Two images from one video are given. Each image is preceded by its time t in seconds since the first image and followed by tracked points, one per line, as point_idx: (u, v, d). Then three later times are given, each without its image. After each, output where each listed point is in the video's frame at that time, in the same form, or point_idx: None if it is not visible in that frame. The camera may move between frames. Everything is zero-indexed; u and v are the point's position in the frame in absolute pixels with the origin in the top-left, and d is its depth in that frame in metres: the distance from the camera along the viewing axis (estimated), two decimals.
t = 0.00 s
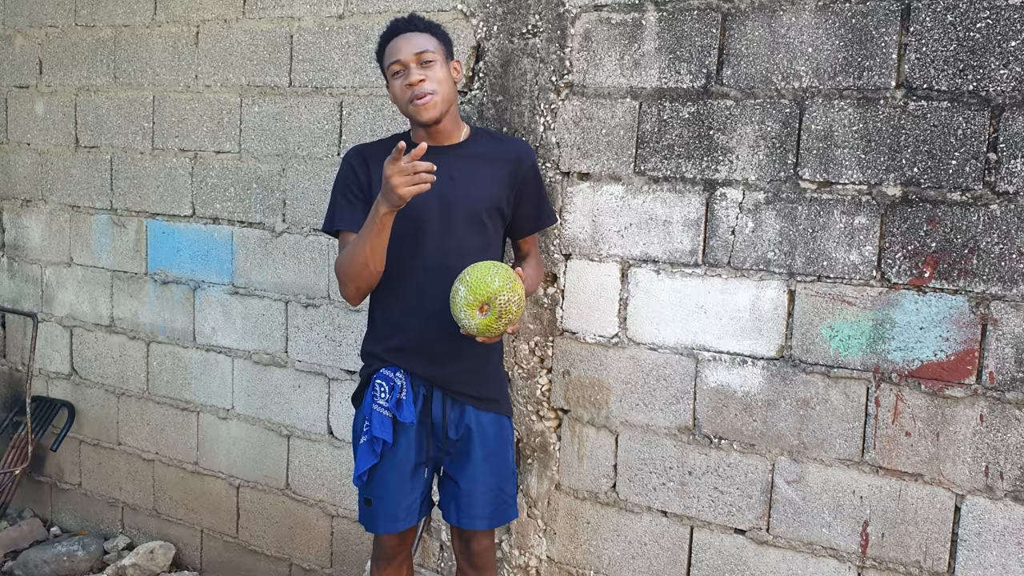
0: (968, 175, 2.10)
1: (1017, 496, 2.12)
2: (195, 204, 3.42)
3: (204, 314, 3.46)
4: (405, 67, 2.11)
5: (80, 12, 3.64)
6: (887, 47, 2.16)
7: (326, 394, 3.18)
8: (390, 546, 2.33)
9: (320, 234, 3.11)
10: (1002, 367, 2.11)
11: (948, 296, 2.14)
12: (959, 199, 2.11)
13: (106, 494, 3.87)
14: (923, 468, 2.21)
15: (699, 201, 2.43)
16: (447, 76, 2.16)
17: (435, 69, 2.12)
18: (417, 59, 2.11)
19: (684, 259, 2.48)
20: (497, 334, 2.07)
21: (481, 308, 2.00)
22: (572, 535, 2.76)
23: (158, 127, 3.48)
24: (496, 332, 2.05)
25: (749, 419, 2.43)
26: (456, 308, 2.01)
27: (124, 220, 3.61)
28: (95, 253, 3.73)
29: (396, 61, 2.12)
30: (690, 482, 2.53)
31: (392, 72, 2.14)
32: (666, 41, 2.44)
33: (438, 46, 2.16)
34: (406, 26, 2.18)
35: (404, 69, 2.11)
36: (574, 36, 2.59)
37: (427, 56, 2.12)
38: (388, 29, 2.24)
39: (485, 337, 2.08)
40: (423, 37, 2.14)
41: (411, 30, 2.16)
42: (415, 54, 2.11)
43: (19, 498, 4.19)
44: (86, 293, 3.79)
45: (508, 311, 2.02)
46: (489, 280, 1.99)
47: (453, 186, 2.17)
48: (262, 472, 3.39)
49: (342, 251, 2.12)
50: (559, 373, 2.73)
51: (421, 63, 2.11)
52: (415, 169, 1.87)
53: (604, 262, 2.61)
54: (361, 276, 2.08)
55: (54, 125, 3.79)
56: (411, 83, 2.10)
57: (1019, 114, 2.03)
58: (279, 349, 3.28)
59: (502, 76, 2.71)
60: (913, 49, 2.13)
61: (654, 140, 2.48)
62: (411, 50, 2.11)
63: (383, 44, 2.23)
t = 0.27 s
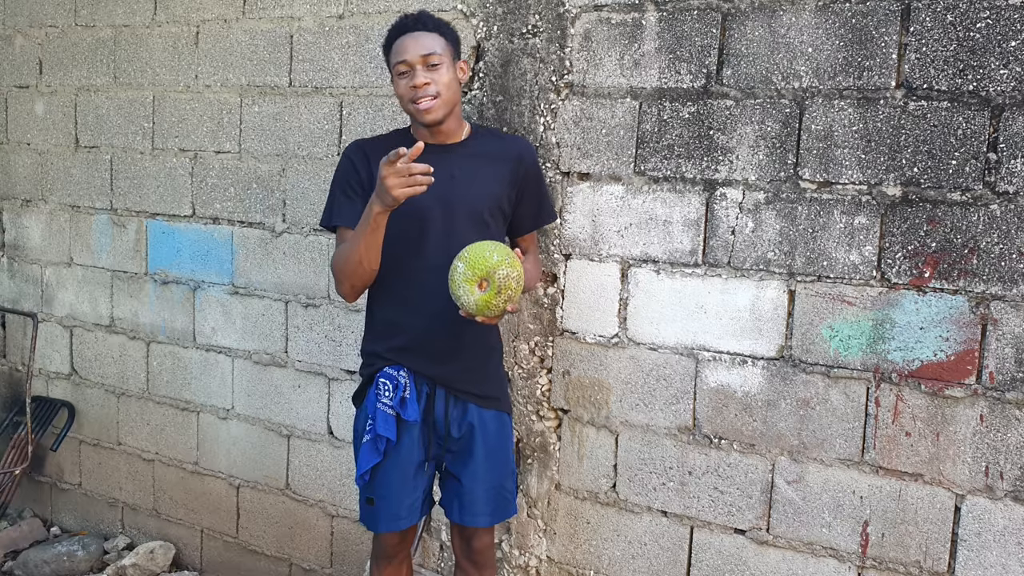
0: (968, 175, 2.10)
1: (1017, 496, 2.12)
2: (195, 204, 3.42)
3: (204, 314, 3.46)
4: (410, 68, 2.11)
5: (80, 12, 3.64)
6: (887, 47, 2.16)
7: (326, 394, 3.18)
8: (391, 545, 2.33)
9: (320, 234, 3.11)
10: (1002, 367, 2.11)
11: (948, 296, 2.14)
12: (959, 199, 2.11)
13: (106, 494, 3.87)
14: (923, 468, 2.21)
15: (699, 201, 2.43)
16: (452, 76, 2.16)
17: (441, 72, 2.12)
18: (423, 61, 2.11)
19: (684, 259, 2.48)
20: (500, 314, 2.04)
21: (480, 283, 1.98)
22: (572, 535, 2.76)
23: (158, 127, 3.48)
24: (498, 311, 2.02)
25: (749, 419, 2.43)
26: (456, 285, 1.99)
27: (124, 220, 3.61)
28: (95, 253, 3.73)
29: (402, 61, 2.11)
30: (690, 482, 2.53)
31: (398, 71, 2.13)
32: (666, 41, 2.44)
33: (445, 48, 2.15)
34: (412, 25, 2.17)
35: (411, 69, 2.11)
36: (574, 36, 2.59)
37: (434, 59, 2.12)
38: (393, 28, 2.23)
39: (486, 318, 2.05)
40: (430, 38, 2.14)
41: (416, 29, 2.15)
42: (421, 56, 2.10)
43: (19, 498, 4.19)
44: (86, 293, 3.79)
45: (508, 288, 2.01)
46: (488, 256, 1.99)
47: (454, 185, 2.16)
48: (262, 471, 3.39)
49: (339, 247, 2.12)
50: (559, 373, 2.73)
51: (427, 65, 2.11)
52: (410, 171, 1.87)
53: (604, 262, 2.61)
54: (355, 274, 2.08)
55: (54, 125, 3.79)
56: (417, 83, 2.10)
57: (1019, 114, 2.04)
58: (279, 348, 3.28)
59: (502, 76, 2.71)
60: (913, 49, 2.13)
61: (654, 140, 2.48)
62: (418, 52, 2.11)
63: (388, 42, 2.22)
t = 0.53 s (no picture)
0: (968, 175, 2.10)
1: (1017, 496, 2.12)
2: (196, 204, 3.42)
3: (204, 314, 3.46)
4: (425, 88, 2.02)
5: (80, 12, 3.64)
6: (887, 47, 2.16)
7: (326, 394, 3.18)
8: (387, 547, 2.33)
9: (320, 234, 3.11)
10: (1002, 367, 2.11)
11: (948, 296, 2.14)
12: (959, 199, 2.11)
13: (106, 494, 3.87)
14: (923, 468, 2.21)
15: (699, 201, 2.43)
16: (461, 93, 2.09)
17: (454, 94, 2.05)
18: (440, 83, 2.02)
19: (684, 259, 2.48)
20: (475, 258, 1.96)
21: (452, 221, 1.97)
22: (572, 535, 2.76)
23: (158, 127, 3.48)
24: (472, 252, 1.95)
25: (748, 419, 2.43)
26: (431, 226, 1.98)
27: (124, 220, 3.61)
28: (95, 253, 3.73)
29: (415, 79, 2.02)
30: (690, 482, 2.53)
31: (409, 86, 2.04)
32: (666, 41, 2.44)
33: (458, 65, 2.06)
34: (419, 32, 2.04)
35: (424, 90, 2.02)
36: (574, 36, 2.59)
37: (450, 81, 2.04)
38: (397, 26, 2.10)
39: (463, 268, 1.98)
40: (446, 56, 2.04)
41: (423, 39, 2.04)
42: (440, 77, 2.02)
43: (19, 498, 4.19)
44: (86, 293, 3.79)
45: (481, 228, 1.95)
46: (461, 198, 1.99)
47: (447, 189, 2.14)
48: (262, 471, 3.39)
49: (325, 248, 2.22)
50: (559, 373, 2.73)
51: (442, 87, 2.03)
52: (329, 224, 1.94)
53: (604, 262, 2.61)
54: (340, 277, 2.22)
55: (54, 125, 3.79)
56: (431, 107, 2.03)
57: (1019, 114, 2.03)
58: (279, 349, 3.28)
59: (502, 76, 2.71)
60: (913, 49, 2.13)
61: (654, 140, 2.48)
62: (436, 71, 2.02)
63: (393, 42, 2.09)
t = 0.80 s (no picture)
0: (968, 175, 2.10)
1: (1017, 496, 2.12)
2: (196, 204, 3.42)
3: (204, 314, 3.46)
4: (385, 117, 1.97)
5: (80, 11, 3.64)
6: (887, 47, 2.15)
7: (326, 394, 3.18)
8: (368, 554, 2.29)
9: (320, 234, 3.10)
10: (1003, 367, 2.10)
11: (948, 296, 2.14)
12: (959, 199, 2.11)
13: (106, 494, 3.87)
14: (923, 468, 2.21)
15: (699, 201, 2.43)
16: (430, 118, 2.02)
17: (416, 122, 1.99)
18: (400, 112, 1.96)
19: (684, 259, 2.48)
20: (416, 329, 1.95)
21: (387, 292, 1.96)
22: (572, 535, 2.76)
23: (158, 127, 3.48)
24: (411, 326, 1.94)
25: (749, 419, 2.42)
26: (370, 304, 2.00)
27: (124, 220, 3.61)
28: (95, 253, 3.73)
29: (376, 108, 1.97)
30: (690, 482, 2.53)
31: (372, 113, 2.00)
32: (666, 41, 2.44)
33: (421, 92, 1.99)
34: (386, 56, 1.97)
35: (386, 119, 1.98)
36: (574, 36, 2.59)
37: (410, 109, 1.97)
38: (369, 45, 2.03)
39: (411, 337, 1.99)
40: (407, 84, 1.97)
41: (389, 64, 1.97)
42: (399, 106, 1.96)
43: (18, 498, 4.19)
44: (86, 293, 3.79)
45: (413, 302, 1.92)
46: (397, 268, 1.96)
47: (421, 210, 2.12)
48: (262, 472, 3.39)
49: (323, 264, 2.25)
50: (559, 373, 2.73)
51: (403, 116, 1.97)
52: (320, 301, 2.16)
53: (604, 262, 2.61)
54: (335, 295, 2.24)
55: (54, 125, 3.79)
56: (392, 136, 1.98)
57: (1019, 114, 2.03)
58: (279, 349, 3.28)
59: (502, 76, 2.71)
60: (913, 49, 2.13)
61: (654, 140, 2.48)
62: (396, 100, 1.96)
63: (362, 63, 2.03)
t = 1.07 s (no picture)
0: (968, 175, 2.10)
1: (1017, 496, 2.12)
2: (196, 204, 3.42)
3: (204, 314, 3.46)
4: (401, 78, 2.05)
5: (80, 11, 3.64)
6: (887, 47, 2.15)
7: (326, 394, 3.18)
8: (378, 545, 2.33)
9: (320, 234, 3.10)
10: (1002, 367, 2.10)
11: (948, 296, 2.14)
12: (959, 199, 2.11)
13: (106, 494, 3.87)
14: (923, 468, 2.21)
15: (699, 201, 2.43)
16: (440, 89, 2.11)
17: (430, 85, 2.07)
18: (416, 72, 2.05)
19: (684, 260, 2.48)
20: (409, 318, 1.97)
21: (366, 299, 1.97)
22: (572, 535, 2.76)
23: (158, 127, 3.48)
24: (403, 316, 1.96)
25: (749, 419, 2.42)
26: (354, 319, 2.00)
27: (124, 220, 3.61)
28: (95, 253, 3.73)
29: (391, 69, 2.05)
30: (690, 482, 2.53)
31: (385, 78, 2.06)
32: (666, 41, 2.44)
33: (434, 61, 2.09)
34: (398, 27, 2.09)
35: (401, 79, 2.05)
36: (574, 36, 2.59)
37: (425, 71, 2.07)
38: (376, 28, 2.14)
39: (408, 329, 2.01)
40: (422, 50, 2.08)
41: (402, 32, 2.07)
42: (417, 65, 2.05)
43: (18, 498, 4.19)
44: (86, 293, 3.79)
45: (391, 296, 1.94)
46: (360, 275, 1.98)
47: (420, 194, 2.15)
48: (262, 472, 3.39)
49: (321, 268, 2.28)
50: (559, 373, 2.73)
51: (418, 77, 2.06)
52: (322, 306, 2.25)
53: (604, 262, 2.61)
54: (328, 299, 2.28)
55: (54, 125, 3.79)
56: (408, 95, 2.04)
57: (1019, 114, 2.03)
58: (279, 348, 3.28)
59: (502, 75, 2.71)
60: (913, 49, 2.13)
61: (654, 140, 2.48)
62: (413, 60, 2.05)
63: (373, 43, 2.14)
